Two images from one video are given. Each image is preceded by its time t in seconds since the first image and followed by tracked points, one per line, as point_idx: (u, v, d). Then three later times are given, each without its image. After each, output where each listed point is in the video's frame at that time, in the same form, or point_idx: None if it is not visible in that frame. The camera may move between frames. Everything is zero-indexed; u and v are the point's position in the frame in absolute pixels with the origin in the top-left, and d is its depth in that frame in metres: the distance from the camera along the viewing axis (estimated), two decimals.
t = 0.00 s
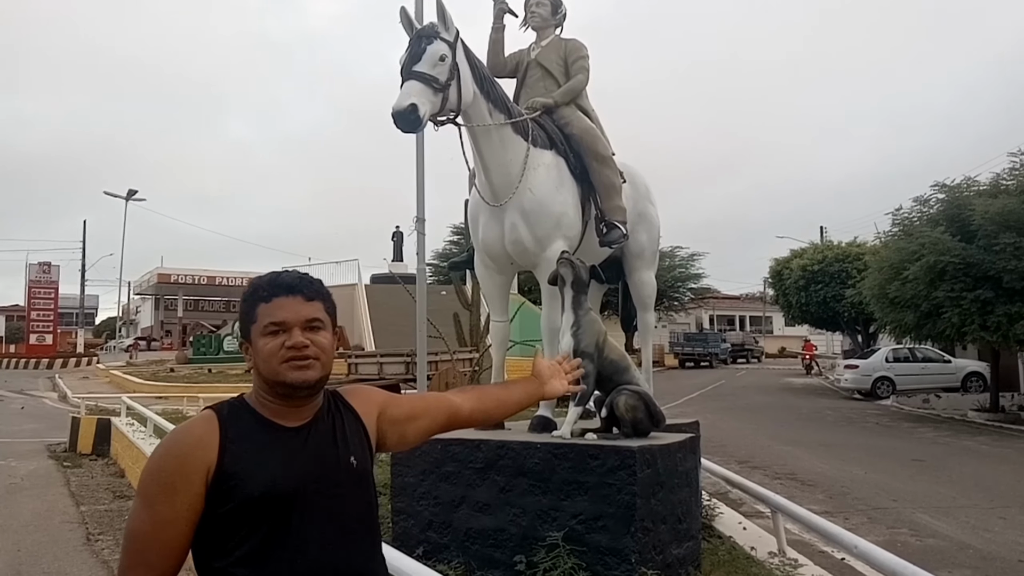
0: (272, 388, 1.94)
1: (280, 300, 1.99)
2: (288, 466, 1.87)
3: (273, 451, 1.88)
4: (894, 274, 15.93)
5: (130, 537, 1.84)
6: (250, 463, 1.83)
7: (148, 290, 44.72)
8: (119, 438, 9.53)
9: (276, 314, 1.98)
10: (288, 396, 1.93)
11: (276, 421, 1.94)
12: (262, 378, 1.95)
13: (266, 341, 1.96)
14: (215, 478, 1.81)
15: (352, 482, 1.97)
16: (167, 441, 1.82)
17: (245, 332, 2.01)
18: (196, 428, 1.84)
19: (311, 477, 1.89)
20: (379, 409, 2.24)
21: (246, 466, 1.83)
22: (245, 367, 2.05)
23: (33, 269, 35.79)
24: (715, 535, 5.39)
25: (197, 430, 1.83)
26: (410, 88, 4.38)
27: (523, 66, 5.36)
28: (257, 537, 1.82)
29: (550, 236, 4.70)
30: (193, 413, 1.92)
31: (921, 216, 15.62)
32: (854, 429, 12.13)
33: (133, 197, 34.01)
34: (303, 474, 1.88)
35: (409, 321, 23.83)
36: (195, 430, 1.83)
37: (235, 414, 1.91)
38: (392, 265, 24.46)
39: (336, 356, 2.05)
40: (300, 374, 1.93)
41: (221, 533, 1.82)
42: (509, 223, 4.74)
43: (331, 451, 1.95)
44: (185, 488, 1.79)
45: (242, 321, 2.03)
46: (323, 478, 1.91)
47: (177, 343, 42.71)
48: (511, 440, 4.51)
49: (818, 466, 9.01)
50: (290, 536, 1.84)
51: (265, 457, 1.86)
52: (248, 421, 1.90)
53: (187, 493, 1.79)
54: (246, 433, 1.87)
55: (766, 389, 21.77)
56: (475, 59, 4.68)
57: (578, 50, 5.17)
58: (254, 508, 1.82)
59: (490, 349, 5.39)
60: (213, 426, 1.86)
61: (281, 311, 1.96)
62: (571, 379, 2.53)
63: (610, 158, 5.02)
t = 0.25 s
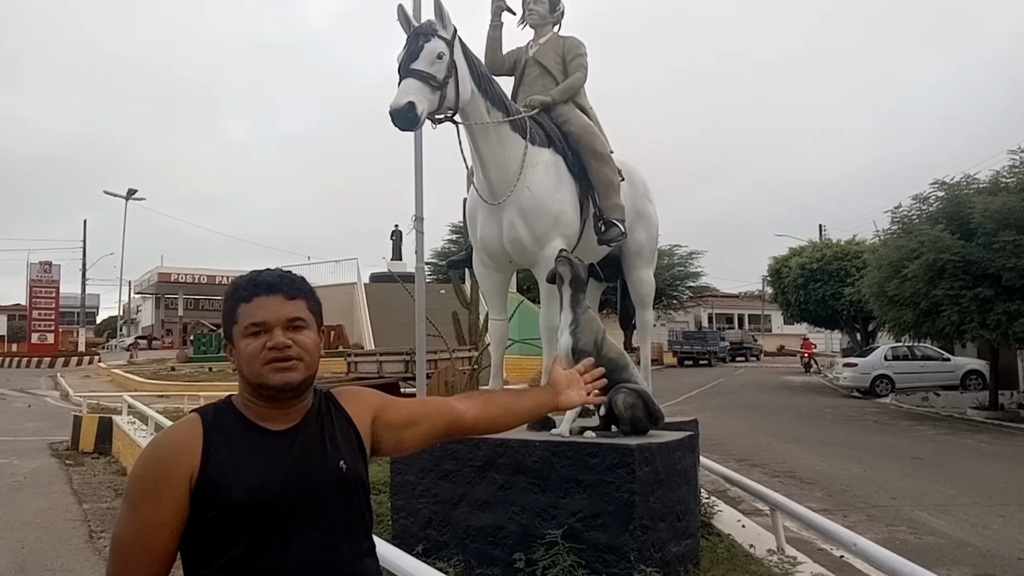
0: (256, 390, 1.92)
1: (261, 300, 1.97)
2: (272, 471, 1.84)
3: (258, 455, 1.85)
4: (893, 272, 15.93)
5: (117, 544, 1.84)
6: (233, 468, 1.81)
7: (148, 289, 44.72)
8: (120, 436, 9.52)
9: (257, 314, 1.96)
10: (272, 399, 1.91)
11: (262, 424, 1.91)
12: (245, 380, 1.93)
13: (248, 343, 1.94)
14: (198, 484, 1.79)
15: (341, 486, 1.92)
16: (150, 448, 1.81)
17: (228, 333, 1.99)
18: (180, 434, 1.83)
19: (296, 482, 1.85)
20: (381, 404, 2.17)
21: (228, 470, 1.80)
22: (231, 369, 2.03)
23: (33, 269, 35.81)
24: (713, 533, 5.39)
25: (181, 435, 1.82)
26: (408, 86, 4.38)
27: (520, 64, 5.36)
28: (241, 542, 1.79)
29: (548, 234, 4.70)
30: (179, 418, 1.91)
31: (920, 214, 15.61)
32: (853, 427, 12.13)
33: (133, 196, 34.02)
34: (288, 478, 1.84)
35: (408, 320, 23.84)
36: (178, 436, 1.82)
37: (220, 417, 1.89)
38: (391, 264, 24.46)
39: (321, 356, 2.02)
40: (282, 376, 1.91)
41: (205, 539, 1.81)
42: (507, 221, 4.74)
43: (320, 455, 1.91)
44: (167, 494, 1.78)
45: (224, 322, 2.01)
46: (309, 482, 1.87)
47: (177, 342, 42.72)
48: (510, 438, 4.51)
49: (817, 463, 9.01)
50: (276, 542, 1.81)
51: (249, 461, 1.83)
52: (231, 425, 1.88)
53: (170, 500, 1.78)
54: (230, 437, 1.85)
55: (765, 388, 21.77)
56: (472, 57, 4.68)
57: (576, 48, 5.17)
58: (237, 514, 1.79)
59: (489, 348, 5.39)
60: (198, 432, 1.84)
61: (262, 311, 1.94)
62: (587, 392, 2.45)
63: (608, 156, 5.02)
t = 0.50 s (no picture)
0: (249, 388, 1.92)
1: (253, 296, 1.97)
2: (263, 472, 1.82)
3: (249, 455, 1.83)
4: (892, 270, 15.94)
5: (115, 544, 1.86)
6: (222, 468, 1.81)
7: (147, 288, 44.67)
8: (121, 435, 9.51)
9: (250, 310, 1.96)
10: (265, 396, 1.91)
11: (254, 422, 1.91)
12: (238, 378, 1.93)
13: (240, 339, 1.94)
14: (189, 484, 1.80)
15: (337, 486, 1.89)
16: (141, 448, 1.83)
17: (221, 330, 2.00)
18: (171, 434, 1.84)
19: (287, 483, 1.83)
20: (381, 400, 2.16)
21: (218, 470, 1.80)
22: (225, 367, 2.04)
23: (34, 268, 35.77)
24: (712, 531, 5.39)
25: (171, 436, 1.83)
26: (406, 84, 4.38)
27: (519, 62, 5.36)
28: (231, 544, 1.79)
29: (546, 233, 4.70)
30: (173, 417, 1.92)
31: (919, 212, 15.61)
32: (852, 425, 12.14)
33: (132, 196, 33.97)
34: (278, 480, 1.82)
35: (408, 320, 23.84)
36: (169, 436, 1.83)
37: (213, 417, 1.89)
38: (390, 263, 24.45)
39: (314, 352, 2.01)
40: (274, 372, 1.91)
41: (198, 539, 1.81)
42: (506, 220, 4.74)
43: (314, 453, 1.89)
44: (159, 495, 1.80)
45: (217, 319, 2.02)
46: (301, 481, 1.84)
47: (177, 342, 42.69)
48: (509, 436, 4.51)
49: (817, 462, 9.02)
50: (266, 545, 1.80)
51: (239, 460, 1.82)
52: (222, 424, 1.88)
53: (161, 501, 1.80)
54: (221, 437, 1.85)
55: (764, 386, 21.78)
56: (471, 55, 4.68)
57: (575, 46, 5.17)
58: (227, 515, 1.79)
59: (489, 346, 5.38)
60: (189, 432, 1.85)
61: (253, 307, 1.94)
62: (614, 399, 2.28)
63: (607, 154, 5.02)
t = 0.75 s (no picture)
0: (246, 387, 1.90)
1: (251, 292, 1.97)
2: (263, 474, 1.79)
3: (248, 458, 1.80)
4: (891, 269, 15.96)
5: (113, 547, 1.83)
6: (220, 471, 1.78)
7: (147, 288, 44.65)
8: (122, 433, 9.51)
9: (247, 307, 1.95)
10: (263, 394, 1.89)
11: (253, 422, 1.88)
12: (236, 376, 1.91)
13: (237, 336, 1.93)
14: (188, 487, 1.78)
15: (340, 487, 1.86)
16: (138, 451, 1.80)
17: (218, 329, 1.98)
18: (167, 435, 1.81)
19: (288, 486, 1.80)
20: (376, 423, 2.01)
21: (217, 472, 1.77)
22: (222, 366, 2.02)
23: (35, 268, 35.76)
24: (711, 529, 5.39)
25: (168, 437, 1.80)
26: (405, 83, 4.38)
27: (517, 60, 5.36)
28: (232, 546, 1.78)
29: (545, 231, 4.70)
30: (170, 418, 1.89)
31: (918, 211, 15.63)
32: (851, 424, 12.15)
33: (133, 196, 33.96)
34: (279, 483, 1.79)
35: (407, 318, 23.84)
36: (166, 438, 1.80)
37: (210, 417, 1.87)
38: (389, 262, 24.45)
39: (313, 350, 2.00)
40: (272, 369, 1.89)
41: (199, 541, 1.79)
42: (504, 218, 4.74)
43: (315, 453, 1.85)
44: (158, 498, 1.77)
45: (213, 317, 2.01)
46: (303, 483, 1.81)
47: (177, 341, 42.70)
48: (507, 433, 4.51)
49: (816, 460, 9.02)
50: (268, 549, 1.78)
51: (238, 463, 1.79)
52: (220, 425, 1.85)
53: (161, 505, 1.77)
54: (219, 439, 1.82)
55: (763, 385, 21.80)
56: (469, 53, 4.68)
57: (573, 44, 5.17)
58: (227, 517, 1.76)
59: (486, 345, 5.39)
60: (186, 433, 1.82)
61: (250, 303, 1.93)
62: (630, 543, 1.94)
63: (605, 152, 5.03)
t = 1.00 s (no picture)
0: (264, 382, 1.94)
1: (269, 288, 2.01)
2: (280, 471, 1.83)
3: (266, 454, 1.84)
4: (890, 267, 15.95)
5: (129, 543, 1.87)
6: (236, 467, 1.82)
7: (146, 286, 44.65)
8: (120, 431, 9.49)
9: (266, 302, 2.00)
10: (282, 390, 1.93)
11: (271, 421, 1.92)
12: (254, 373, 1.96)
13: (255, 331, 1.98)
14: (204, 482, 1.82)
15: (356, 487, 1.90)
16: (157, 444, 1.86)
17: (236, 323, 2.03)
18: (187, 430, 1.86)
19: (304, 483, 1.84)
20: (403, 462, 2.10)
21: (233, 469, 1.82)
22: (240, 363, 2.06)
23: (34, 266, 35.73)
24: (709, 528, 5.38)
25: (188, 431, 1.86)
26: (402, 81, 4.36)
27: (515, 58, 5.33)
28: (244, 546, 1.79)
29: (543, 229, 4.68)
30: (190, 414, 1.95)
31: (917, 209, 15.61)
32: (850, 421, 12.14)
33: (132, 196, 33.90)
34: (296, 481, 1.83)
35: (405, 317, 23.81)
36: (186, 432, 1.86)
37: (229, 414, 1.92)
38: (387, 261, 24.41)
39: (332, 347, 2.04)
40: (289, 365, 1.94)
41: (211, 538, 1.82)
42: (502, 216, 4.72)
43: (331, 457, 1.90)
44: (174, 493, 1.81)
45: (233, 312, 2.05)
46: (316, 485, 1.85)
47: (176, 340, 42.65)
48: (504, 431, 4.49)
49: (815, 458, 9.00)
50: (282, 545, 1.80)
51: (255, 460, 1.83)
52: (237, 423, 1.90)
53: (176, 499, 1.81)
54: (237, 436, 1.87)
55: (761, 383, 21.78)
56: (467, 51, 4.65)
57: (571, 42, 5.15)
58: (239, 515, 1.79)
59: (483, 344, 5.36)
60: (205, 428, 1.87)
61: (270, 299, 1.98)
62: None
63: (603, 150, 5.01)
